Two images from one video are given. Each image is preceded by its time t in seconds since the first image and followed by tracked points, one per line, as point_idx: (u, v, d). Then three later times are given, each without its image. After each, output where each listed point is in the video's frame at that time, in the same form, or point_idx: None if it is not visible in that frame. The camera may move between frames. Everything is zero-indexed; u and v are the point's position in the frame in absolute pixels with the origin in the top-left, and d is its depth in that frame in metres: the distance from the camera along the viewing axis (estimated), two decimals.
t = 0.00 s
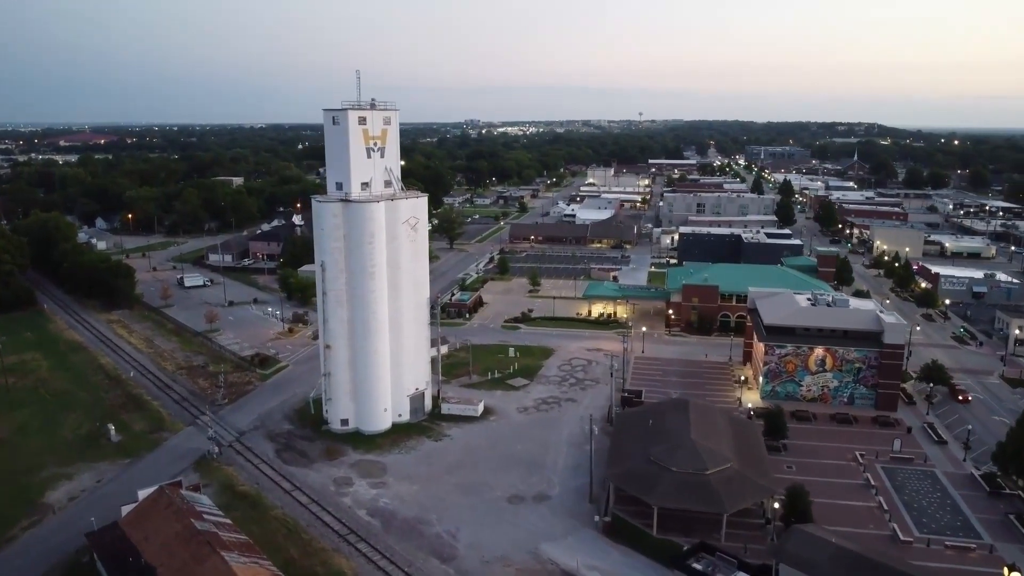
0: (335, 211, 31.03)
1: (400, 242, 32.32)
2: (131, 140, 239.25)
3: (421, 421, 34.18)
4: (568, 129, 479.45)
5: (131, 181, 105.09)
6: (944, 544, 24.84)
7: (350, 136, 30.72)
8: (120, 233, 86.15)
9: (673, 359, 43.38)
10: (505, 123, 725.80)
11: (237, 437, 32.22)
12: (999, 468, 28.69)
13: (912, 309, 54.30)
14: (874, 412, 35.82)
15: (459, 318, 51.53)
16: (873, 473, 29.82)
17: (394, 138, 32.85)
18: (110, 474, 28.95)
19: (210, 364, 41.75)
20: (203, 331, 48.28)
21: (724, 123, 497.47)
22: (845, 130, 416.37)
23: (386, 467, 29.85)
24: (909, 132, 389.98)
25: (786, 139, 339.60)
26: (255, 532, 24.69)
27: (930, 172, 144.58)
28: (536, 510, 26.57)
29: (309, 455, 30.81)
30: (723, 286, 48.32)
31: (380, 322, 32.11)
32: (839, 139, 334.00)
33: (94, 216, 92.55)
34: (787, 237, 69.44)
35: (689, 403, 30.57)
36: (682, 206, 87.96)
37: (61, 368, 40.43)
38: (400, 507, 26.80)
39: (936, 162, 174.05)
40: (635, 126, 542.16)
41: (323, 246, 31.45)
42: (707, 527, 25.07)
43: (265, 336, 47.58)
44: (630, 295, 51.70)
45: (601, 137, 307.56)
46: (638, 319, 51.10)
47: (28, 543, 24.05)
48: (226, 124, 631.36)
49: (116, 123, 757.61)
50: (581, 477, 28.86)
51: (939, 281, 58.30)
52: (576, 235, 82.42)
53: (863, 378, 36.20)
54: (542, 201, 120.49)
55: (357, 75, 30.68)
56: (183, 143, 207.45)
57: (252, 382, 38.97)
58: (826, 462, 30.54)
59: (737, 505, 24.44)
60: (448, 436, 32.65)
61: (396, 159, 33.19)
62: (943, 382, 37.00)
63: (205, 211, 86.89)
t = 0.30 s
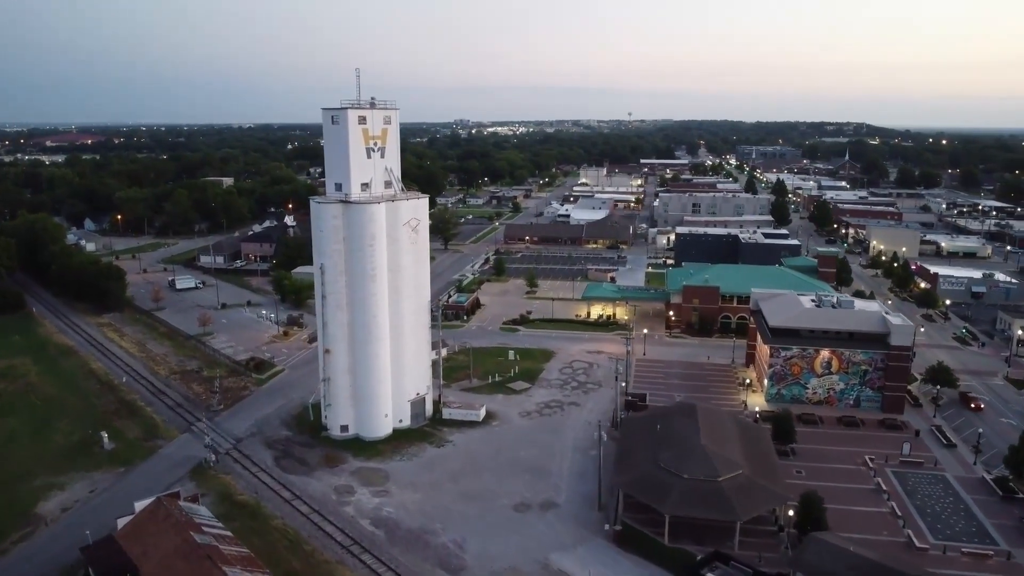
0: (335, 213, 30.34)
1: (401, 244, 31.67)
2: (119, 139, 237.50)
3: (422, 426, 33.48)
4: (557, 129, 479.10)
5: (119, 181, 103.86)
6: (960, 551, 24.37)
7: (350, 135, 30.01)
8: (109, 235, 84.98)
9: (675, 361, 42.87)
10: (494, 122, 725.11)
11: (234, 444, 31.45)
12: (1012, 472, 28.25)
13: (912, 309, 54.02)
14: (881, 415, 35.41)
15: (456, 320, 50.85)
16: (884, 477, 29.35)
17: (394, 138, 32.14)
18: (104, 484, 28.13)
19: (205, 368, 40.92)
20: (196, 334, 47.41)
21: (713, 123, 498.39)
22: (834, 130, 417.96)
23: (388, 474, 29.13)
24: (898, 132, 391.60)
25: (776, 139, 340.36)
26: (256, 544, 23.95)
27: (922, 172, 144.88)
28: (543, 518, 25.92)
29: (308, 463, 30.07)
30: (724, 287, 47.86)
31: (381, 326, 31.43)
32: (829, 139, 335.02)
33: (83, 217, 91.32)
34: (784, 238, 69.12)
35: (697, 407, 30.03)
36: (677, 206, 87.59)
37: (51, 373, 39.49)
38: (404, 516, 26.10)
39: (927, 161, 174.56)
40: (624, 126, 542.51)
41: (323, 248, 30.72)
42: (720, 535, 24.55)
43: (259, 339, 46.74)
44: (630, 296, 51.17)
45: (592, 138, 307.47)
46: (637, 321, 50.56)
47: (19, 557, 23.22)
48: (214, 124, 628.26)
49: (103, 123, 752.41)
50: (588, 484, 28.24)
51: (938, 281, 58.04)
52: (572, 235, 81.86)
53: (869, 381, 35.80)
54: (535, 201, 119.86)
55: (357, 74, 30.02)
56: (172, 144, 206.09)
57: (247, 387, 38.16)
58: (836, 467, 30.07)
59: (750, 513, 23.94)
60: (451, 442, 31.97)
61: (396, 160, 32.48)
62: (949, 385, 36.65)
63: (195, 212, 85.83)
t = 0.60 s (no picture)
0: (330, 214, 29.54)
1: (398, 247, 30.95)
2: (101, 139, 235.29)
3: (420, 432, 32.78)
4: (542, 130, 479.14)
5: (103, 182, 102.34)
6: (973, 557, 23.99)
7: (345, 135, 29.25)
8: (92, 236, 83.56)
9: (673, 363, 42.42)
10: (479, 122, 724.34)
11: (226, 453, 30.61)
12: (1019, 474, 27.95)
13: (906, 309, 53.93)
14: (883, 417, 35.08)
15: (450, 322, 50.16)
16: (890, 481, 29.01)
17: (390, 138, 31.39)
18: (93, 495, 27.23)
19: (194, 373, 40.01)
20: (184, 338, 46.44)
21: (698, 122, 499.91)
22: (818, 130, 420.27)
23: (387, 482, 28.40)
24: (881, 131, 394.26)
25: (761, 140, 341.78)
26: (253, 558, 23.17)
27: (908, 171, 145.58)
28: (548, 528, 25.29)
29: (304, 471, 29.29)
30: (720, 287, 47.50)
31: (378, 331, 30.69)
32: (813, 139, 336.74)
33: (65, 219, 89.80)
34: (776, 238, 68.96)
35: (700, 411, 29.51)
36: (668, 206, 87.32)
37: (35, 380, 38.45)
38: (405, 525, 25.40)
39: (911, 161, 175.54)
40: (609, 126, 543.24)
41: (318, 251, 29.90)
42: (729, 543, 24.04)
43: (249, 343, 45.85)
44: (625, 298, 50.72)
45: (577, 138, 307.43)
46: (633, 322, 50.09)
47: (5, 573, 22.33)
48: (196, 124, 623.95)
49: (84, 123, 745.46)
50: (592, 491, 27.66)
51: (931, 281, 57.98)
52: (562, 236, 81.36)
53: (871, 382, 35.47)
54: (523, 201, 119.26)
55: (353, 71, 29.28)
56: (154, 144, 203.59)
57: (239, 393, 37.31)
58: (841, 471, 29.69)
59: (761, 520, 23.45)
60: (450, 448, 31.29)
61: (392, 160, 31.73)
62: (950, 386, 36.40)
63: (180, 213, 84.55)
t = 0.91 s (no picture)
0: (326, 216, 28.82)
1: (396, 249, 30.30)
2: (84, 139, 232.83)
3: (418, 438, 32.12)
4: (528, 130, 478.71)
5: (86, 182, 100.81)
6: (986, 562, 23.66)
7: (342, 134, 28.53)
8: (76, 238, 82.18)
9: (671, 365, 41.97)
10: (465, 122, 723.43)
11: (220, 461, 29.84)
12: None
13: (901, 309, 53.79)
14: (885, 419, 34.77)
15: (444, 324, 49.48)
16: (896, 484, 28.66)
17: (386, 137, 30.69)
18: (83, 506, 26.40)
19: (184, 378, 39.11)
20: (173, 342, 45.51)
21: (684, 122, 501.33)
22: (802, 129, 422.46)
23: (386, 490, 27.70)
24: (866, 131, 396.87)
25: (746, 139, 343.02)
26: (251, 570, 22.46)
27: (894, 170, 146.29)
28: (553, 536, 24.72)
29: (301, 479, 28.54)
30: (717, 288, 47.10)
31: (376, 335, 30.02)
32: (798, 139, 338.34)
33: (48, 220, 88.29)
34: (769, 237, 68.76)
35: (705, 416, 29.07)
36: (659, 206, 86.98)
37: (21, 385, 37.45)
38: (406, 535, 24.72)
39: (897, 160, 176.45)
40: (595, 126, 543.71)
41: (314, 253, 29.19)
42: (739, 550, 23.59)
43: (240, 347, 44.96)
44: (622, 299, 50.20)
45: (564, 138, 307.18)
46: (629, 323, 49.59)
47: None
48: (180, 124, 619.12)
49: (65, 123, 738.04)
50: (597, 497, 27.12)
51: (925, 281, 57.93)
52: (554, 236, 80.83)
53: (872, 384, 35.16)
54: (513, 202, 118.62)
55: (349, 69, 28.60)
56: (138, 144, 201.60)
57: (231, 398, 36.48)
58: (847, 474, 29.31)
59: (771, 526, 23.02)
60: (449, 454, 30.65)
61: (389, 160, 31.02)
62: (950, 387, 36.18)
63: (166, 214, 83.29)
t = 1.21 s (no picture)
0: (324, 218, 28.09)
1: (394, 251, 29.63)
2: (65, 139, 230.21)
3: (417, 444, 31.44)
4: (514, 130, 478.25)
5: (69, 183, 99.22)
6: (1000, 568, 23.30)
7: (339, 134, 27.82)
8: (59, 240, 80.70)
9: (670, 367, 41.50)
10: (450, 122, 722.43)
11: (214, 469, 29.04)
12: None
13: (897, 309, 53.66)
14: (888, 421, 34.46)
15: (439, 327, 48.78)
16: (904, 488, 28.30)
17: (384, 137, 30.01)
18: (74, 518, 25.53)
19: (174, 384, 38.18)
20: (162, 346, 44.54)
21: (670, 122, 502.77)
22: (787, 129, 424.64)
23: (387, 499, 27.00)
24: (850, 130, 399.61)
25: (731, 139, 344.10)
26: None
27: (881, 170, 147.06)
28: (560, 546, 24.11)
29: (298, 488, 27.78)
30: (714, 289, 46.70)
31: (374, 340, 29.34)
32: (782, 139, 339.95)
33: (31, 222, 86.69)
34: (762, 237, 68.56)
35: (710, 420, 28.60)
36: (650, 206, 86.65)
37: (5, 392, 36.41)
38: (409, 546, 24.05)
39: (883, 160, 177.39)
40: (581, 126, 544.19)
41: (311, 256, 28.44)
42: (750, 558, 23.12)
43: (231, 351, 44.05)
44: (618, 300, 49.68)
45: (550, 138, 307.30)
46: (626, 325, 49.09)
47: None
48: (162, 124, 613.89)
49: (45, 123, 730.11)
50: (603, 505, 26.58)
51: (919, 280, 57.87)
52: (545, 237, 80.28)
53: (875, 386, 34.85)
54: (502, 202, 118.00)
55: (346, 66, 27.91)
56: (122, 144, 199.35)
57: (224, 405, 35.62)
58: (854, 478, 28.93)
59: (784, 534, 22.55)
60: (450, 461, 29.98)
61: (386, 160, 30.33)
62: (952, 388, 35.95)
63: (151, 216, 81.98)
